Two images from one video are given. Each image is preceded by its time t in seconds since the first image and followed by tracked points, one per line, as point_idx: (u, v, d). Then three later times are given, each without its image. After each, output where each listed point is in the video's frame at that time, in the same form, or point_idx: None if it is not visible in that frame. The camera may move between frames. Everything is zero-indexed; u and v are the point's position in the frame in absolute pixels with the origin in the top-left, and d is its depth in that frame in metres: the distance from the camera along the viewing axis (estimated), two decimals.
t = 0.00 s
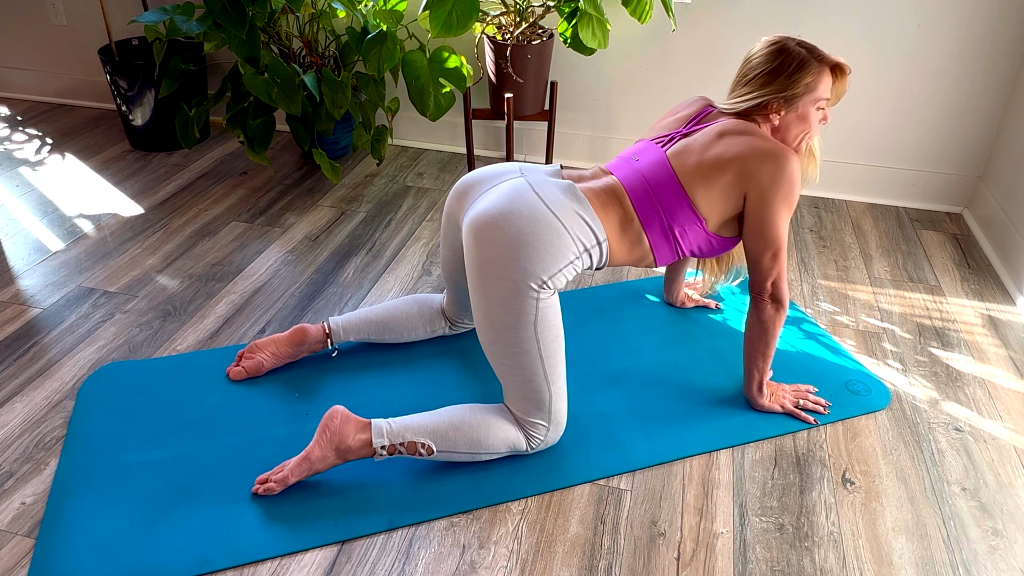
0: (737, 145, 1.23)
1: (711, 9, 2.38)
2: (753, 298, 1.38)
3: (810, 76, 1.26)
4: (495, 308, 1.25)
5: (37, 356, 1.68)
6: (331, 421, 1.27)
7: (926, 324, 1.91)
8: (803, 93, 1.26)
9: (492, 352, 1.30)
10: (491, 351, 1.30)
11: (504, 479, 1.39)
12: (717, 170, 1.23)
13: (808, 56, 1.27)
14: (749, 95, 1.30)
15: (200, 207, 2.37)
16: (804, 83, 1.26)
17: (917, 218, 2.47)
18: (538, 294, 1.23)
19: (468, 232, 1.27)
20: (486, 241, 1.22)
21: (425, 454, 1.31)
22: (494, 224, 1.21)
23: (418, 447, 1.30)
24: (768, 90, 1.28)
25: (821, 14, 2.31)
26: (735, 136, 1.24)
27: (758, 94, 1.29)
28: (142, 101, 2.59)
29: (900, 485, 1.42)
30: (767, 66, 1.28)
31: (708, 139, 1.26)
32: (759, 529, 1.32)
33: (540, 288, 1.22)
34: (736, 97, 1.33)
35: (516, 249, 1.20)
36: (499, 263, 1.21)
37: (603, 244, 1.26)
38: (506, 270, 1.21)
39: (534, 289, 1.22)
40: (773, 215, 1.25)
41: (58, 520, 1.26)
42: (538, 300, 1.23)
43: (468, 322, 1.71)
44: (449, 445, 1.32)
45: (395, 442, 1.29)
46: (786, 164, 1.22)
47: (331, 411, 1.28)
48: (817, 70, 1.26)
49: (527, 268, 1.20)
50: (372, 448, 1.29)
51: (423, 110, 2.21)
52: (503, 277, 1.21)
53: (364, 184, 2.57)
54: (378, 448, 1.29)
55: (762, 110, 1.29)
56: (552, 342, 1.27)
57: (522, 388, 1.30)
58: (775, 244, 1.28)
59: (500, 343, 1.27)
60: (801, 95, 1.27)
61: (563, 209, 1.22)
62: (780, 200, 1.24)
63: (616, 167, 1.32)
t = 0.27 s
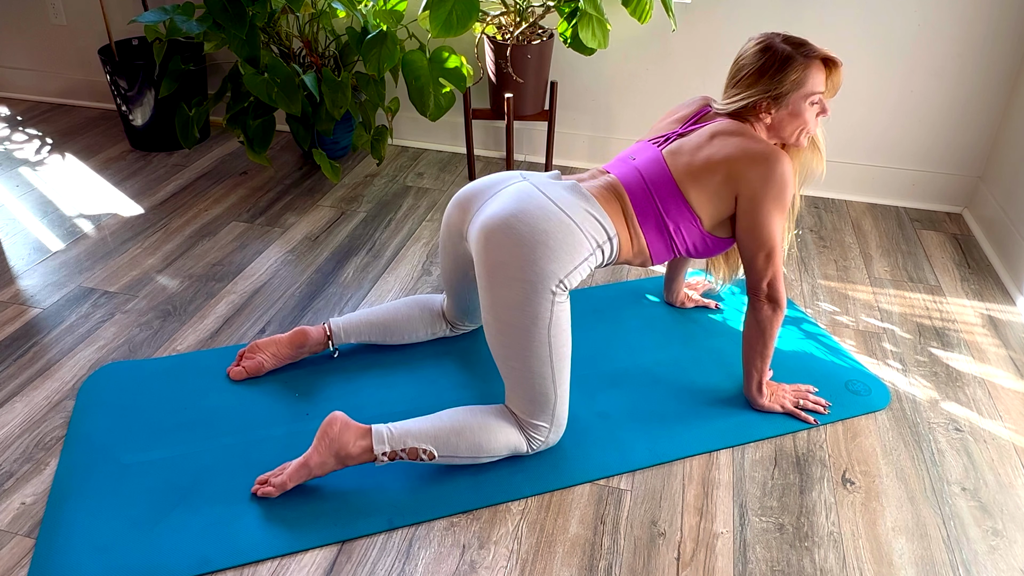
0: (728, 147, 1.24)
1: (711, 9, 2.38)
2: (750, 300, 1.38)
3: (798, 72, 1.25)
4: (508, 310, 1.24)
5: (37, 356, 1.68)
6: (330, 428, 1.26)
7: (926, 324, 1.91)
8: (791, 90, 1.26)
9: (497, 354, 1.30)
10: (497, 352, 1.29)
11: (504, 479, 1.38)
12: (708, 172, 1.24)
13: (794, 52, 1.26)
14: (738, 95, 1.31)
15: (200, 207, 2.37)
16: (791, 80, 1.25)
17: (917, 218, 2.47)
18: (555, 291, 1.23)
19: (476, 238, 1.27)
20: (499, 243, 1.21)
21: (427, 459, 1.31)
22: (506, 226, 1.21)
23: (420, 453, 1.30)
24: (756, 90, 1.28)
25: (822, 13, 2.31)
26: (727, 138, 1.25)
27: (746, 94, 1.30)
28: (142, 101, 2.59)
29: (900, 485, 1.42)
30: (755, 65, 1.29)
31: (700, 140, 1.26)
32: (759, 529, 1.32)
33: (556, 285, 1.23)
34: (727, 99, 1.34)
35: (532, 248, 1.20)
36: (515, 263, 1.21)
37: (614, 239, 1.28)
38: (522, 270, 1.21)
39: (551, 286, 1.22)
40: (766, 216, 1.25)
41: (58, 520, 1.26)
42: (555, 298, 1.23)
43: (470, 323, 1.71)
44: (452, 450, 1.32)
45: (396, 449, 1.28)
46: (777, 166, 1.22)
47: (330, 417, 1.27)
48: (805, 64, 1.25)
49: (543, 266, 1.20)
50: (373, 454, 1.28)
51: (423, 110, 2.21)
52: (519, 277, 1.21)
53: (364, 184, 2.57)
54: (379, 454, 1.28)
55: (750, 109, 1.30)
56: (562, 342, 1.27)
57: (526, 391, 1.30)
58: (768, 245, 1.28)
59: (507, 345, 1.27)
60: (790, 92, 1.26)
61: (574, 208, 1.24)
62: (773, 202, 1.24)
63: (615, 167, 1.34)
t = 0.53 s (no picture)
0: (717, 148, 1.23)
1: (711, 9, 2.38)
2: (746, 301, 1.38)
3: (789, 69, 1.24)
4: (517, 311, 1.22)
5: (37, 356, 1.68)
6: (329, 435, 1.26)
7: (926, 324, 1.91)
8: (783, 87, 1.25)
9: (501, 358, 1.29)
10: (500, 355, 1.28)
11: (504, 479, 1.38)
12: (697, 173, 1.24)
13: (787, 49, 1.25)
14: (732, 91, 1.32)
15: (200, 207, 2.37)
16: (781, 76, 1.25)
17: (917, 218, 2.47)
18: (565, 285, 1.22)
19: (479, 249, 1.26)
20: (503, 249, 1.21)
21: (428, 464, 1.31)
22: (509, 233, 1.21)
23: (420, 458, 1.30)
24: (748, 87, 1.28)
25: (822, 13, 2.31)
26: (716, 138, 1.24)
27: (739, 91, 1.30)
28: (142, 101, 2.59)
29: (900, 485, 1.42)
30: (748, 61, 1.29)
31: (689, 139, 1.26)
32: (759, 529, 1.32)
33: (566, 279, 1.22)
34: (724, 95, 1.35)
35: (538, 248, 1.20)
36: (521, 265, 1.20)
37: (616, 227, 1.28)
38: (529, 270, 1.20)
39: (561, 281, 1.22)
40: (756, 219, 1.25)
41: (58, 520, 1.26)
42: (566, 291, 1.23)
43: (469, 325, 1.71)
44: (452, 455, 1.31)
45: (397, 455, 1.28)
46: (766, 168, 1.21)
47: (328, 425, 1.26)
48: (798, 61, 1.24)
49: (550, 264, 1.20)
50: (374, 460, 1.28)
51: (423, 110, 2.21)
52: (527, 278, 1.20)
53: (364, 184, 2.57)
54: (379, 461, 1.28)
55: (743, 107, 1.30)
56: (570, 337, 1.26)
57: (529, 395, 1.30)
58: (759, 247, 1.28)
59: (513, 348, 1.25)
60: (781, 89, 1.25)
61: (574, 204, 1.25)
62: (763, 205, 1.23)
63: (608, 158, 1.35)
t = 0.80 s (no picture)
0: (725, 147, 1.23)
1: (711, 9, 2.38)
2: (746, 302, 1.37)
3: (807, 73, 1.25)
4: (519, 318, 1.22)
5: (37, 356, 1.68)
6: (326, 446, 1.25)
7: (925, 324, 1.91)
8: (798, 89, 1.26)
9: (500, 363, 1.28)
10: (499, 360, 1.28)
11: (504, 479, 1.39)
12: (703, 171, 1.24)
13: (809, 54, 1.27)
14: (748, 88, 1.32)
15: (200, 207, 2.37)
16: (800, 77, 1.25)
17: (917, 218, 2.47)
18: (569, 286, 1.22)
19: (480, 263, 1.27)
20: (502, 263, 1.21)
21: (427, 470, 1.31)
22: (508, 246, 1.21)
23: (419, 465, 1.29)
24: (764, 84, 1.29)
25: (821, 13, 2.30)
26: (727, 136, 1.24)
27: (755, 87, 1.30)
28: (142, 101, 2.59)
29: (900, 485, 1.42)
30: (769, 61, 1.30)
31: (697, 134, 1.26)
32: (759, 529, 1.32)
33: (569, 280, 1.22)
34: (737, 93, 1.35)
35: (538, 257, 1.20)
36: (522, 274, 1.20)
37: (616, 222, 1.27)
38: (530, 278, 1.20)
39: (564, 282, 1.21)
40: (763, 221, 1.26)
41: (58, 520, 1.26)
42: (571, 291, 1.22)
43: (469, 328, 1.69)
44: (451, 460, 1.32)
45: (396, 463, 1.27)
46: (775, 171, 1.22)
47: (324, 435, 1.26)
48: (818, 67, 1.26)
49: (550, 271, 1.20)
50: (373, 469, 1.28)
51: (423, 110, 2.21)
52: (527, 288, 1.20)
53: (364, 184, 2.57)
54: (378, 469, 1.27)
55: (755, 104, 1.30)
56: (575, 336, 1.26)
57: (529, 399, 1.29)
58: (765, 249, 1.29)
59: (513, 355, 1.25)
60: (796, 91, 1.26)
61: (570, 205, 1.24)
62: (770, 207, 1.24)
63: (609, 151, 1.34)
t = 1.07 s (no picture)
0: (764, 145, 1.23)
1: (711, 9, 2.38)
2: (763, 302, 1.37)
3: (834, 79, 1.25)
4: (524, 329, 1.22)
5: (37, 356, 1.68)
6: (322, 442, 1.26)
7: (925, 324, 1.91)
8: (823, 94, 1.26)
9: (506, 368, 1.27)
10: (504, 366, 1.27)
11: (504, 479, 1.39)
12: (745, 170, 1.23)
13: (838, 63, 1.27)
14: (772, 86, 1.31)
15: (200, 207, 2.37)
16: (827, 83, 1.25)
17: (918, 218, 2.47)
18: (576, 299, 1.21)
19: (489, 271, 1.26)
20: (509, 276, 1.21)
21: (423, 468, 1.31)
22: (515, 259, 1.21)
23: (415, 462, 1.29)
24: (790, 82, 1.28)
25: (821, 13, 2.30)
26: (766, 133, 1.23)
27: (781, 86, 1.29)
28: (142, 101, 2.59)
29: (900, 485, 1.42)
30: (795, 62, 1.29)
31: (732, 130, 1.24)
32: (759, 529, 1.32)
33: (576, 293, 1.20)
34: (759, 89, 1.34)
35: (544, 271, 1.19)
36: (529, 288, 1.20)
37: (630, 230, 1.23)
38: (536, 292, 1.20)
39: (570, 296, 1.20)
40: (789, 222, 1.27)
41: (58, 520, 1.26)
42: (577, 304, 1.21)
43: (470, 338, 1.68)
44: (446, 458, 1.32)
45: (391, 460, 1.28)
46: (803, 171, 1.23)
47: (322, 431, 1.27)
48: (844, 76, 1.26)
49: (555, 289, 1.19)
50: (368, 466, 1.28)
51: (422, 110, 2.21)
52: (532, 306, 1.20)
53: (364, 184, 2.57)
54: (374, 466, 1.28)
55: (777, 103, 1.30)
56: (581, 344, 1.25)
57: (528, 405, 1.30)
58: (789, 249, 1.30)
59: (518, 365, 1.25)
60: (819, 95, 1.26)
61: (581, 216, 1.21)
62: (797, 209, 1.26)
63: (630, 151, 1.29)
